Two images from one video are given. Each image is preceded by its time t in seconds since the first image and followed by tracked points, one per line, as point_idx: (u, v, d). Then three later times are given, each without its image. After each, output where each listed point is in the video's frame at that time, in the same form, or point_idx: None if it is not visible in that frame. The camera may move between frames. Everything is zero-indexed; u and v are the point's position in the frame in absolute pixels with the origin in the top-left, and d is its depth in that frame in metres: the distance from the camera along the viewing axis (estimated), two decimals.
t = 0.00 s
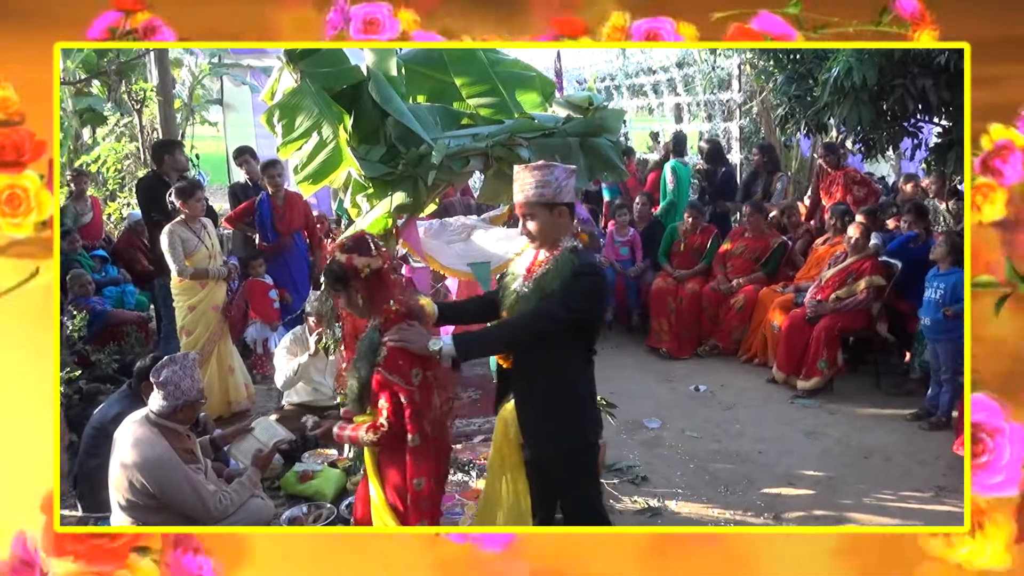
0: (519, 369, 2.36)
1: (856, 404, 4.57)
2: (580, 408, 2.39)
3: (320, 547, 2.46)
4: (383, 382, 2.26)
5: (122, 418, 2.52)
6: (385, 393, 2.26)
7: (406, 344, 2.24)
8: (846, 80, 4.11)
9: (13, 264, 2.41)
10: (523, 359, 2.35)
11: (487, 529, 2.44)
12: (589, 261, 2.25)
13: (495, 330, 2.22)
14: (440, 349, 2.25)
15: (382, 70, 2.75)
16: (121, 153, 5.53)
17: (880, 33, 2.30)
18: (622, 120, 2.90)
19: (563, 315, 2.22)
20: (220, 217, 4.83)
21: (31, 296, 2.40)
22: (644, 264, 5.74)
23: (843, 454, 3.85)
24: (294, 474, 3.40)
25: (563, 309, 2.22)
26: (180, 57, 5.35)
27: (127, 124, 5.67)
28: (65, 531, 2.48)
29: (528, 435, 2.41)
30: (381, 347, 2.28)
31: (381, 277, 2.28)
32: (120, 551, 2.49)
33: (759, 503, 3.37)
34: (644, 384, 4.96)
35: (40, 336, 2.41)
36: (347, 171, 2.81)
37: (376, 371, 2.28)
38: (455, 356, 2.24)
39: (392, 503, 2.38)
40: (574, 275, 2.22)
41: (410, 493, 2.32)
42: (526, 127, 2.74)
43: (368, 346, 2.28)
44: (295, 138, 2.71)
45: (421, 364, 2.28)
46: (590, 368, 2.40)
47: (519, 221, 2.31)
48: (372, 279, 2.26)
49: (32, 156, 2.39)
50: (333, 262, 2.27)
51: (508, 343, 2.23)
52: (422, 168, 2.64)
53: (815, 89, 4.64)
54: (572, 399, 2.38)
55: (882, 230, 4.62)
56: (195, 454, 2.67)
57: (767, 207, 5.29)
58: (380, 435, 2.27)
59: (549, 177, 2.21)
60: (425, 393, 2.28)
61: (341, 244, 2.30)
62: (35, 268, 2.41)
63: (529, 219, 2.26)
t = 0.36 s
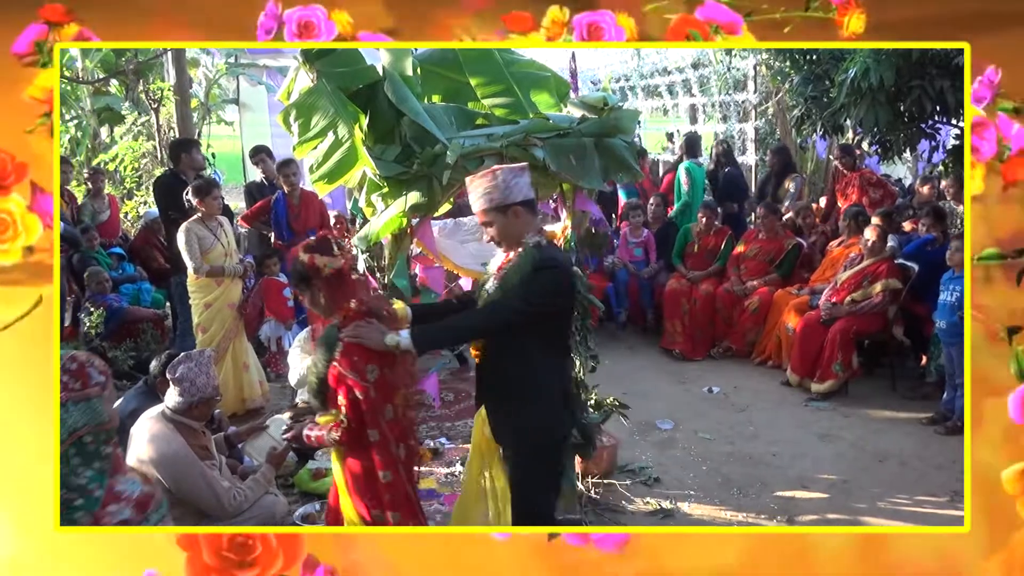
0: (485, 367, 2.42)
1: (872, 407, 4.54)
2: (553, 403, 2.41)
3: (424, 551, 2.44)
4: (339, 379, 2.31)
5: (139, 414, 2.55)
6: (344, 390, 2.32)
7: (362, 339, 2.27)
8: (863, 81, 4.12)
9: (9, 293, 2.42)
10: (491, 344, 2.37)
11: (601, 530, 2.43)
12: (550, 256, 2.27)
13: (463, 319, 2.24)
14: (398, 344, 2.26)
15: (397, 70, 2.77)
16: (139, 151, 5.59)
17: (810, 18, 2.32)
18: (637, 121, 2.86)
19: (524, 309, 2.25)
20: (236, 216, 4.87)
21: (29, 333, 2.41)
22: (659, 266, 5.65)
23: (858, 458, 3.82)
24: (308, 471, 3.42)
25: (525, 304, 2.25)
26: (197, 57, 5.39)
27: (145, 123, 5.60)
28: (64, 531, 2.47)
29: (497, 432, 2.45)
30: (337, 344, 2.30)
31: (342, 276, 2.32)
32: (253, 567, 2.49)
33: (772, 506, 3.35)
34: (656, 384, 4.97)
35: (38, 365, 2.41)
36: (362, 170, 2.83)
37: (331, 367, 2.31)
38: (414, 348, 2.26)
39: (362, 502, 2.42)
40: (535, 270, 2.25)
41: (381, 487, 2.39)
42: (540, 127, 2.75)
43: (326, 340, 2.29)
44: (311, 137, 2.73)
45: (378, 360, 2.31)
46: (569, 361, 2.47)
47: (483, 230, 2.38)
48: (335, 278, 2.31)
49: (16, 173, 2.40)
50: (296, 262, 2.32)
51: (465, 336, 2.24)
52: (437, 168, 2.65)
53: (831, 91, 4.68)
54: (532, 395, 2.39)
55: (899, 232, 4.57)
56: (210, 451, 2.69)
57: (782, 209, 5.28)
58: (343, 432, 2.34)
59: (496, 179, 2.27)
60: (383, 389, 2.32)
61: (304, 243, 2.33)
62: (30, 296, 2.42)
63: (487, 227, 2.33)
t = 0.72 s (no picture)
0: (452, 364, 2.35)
1: (885, 411, 4.51)
2: (522, 404, 2.31)
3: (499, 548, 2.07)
4: (303, 367, 2.25)
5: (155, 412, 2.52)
6: (308, 378, 2.26)
7: (326, 329, 2.22)
8: (879, 83, 4.07)
9: None
10: (460, 344, 2.31)
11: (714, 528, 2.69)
12: (515, 258, 2.21)
13: (432, 313, 2.16)
14: (358, 336, 2.18)
15: (411, 71, 2.76)
16: (154, 150, 5.64)
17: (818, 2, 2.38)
18: (649, 122, 2.85)
19: (487, 308, 2.19)
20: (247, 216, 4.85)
21: None
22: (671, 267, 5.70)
23: (870, 463, 3.80)
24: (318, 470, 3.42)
25: (488, 303, 2.18)
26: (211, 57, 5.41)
27: (159, 123, 5.67)
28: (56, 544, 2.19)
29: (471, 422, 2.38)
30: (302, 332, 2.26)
31: (309, 268, 2.24)
32: None
33: (784, 510, 3.33)
34: (666, 386, 4.97)
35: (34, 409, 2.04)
36: (375, 170, 2.84)
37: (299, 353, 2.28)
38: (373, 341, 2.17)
39: (308, 483, 2.35)
40: (495, 272, 2.19)
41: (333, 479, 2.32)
42: (553, 129, 2.76)
43: (292, 329, 2.28)
44: (325, 137, 2.76)
45: (342, 350, 2.25)
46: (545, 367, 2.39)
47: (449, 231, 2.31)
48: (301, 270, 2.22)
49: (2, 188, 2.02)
50: (267, 252, 2.27)
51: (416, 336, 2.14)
52: (449, 169, 2.64)
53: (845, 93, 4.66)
54: (501, 398, 2.31)
55: (914, 236, 4.60)
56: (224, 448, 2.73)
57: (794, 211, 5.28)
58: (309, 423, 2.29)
59: (462, 183, 2.20)
60: (345, 380, 2.26)
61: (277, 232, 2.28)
62: None
63: (453, 232, 2.25)
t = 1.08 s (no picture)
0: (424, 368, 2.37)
1: (897, 414, 4.49)
2: (485, 420, 2.33)
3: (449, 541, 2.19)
4: (274, 368, 2.25)
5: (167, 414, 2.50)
6: (278, 380, 2.26)
7: (297, 333, 2.23)
8: (893, 85, 4.08)
9: None
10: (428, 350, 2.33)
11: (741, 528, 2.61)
12: (485, 270, 2.19)
13: (396, 324, 2.19)
14: (328, 337, 2.23)
15: (423, 72, 2.74)
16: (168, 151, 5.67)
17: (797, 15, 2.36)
18: (661, 123, 2.85)
19: (445, 322, 2.19)
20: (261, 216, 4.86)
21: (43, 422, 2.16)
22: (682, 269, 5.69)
23: (882, 466, 3.78)
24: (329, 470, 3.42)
25: (448, 318, 2.19)
26: (224, 58, 5.44)
27: (173, 124, 5.68)
28: (64, 531, 2.17)
29: (431, 432, 2.38)
30: (274, 335, 2.27)
31: (284, 270, 2.25)
32: None
33: (794, 512, 3.32)
34: (676, 387, 4.97)
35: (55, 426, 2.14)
36: (387, 171, 2.86)
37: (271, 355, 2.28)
38: (342, 347, 2.20)
39: (282, 477, 2.39)
40: (465, 283, 2.19)
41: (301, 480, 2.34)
42: (564, 130, 2.75)
43: (265, 331, 2.30)
44: (336, 138, 2.75)
45: (313, 352, 2.25)
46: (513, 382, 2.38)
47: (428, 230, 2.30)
48: (275, 274, 2.24)
49: None
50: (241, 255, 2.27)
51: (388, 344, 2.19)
52: (460, 169, 2.62)
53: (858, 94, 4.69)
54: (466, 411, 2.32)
55: (928, 237, 4.50)
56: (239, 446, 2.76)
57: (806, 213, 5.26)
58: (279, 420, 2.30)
59: (450, 183, 2.21)
60: (315, 383, 2.26)
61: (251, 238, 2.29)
62: None
63: (433, 231, 2.25)
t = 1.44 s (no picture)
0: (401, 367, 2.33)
1: (908, 416, 4.47)
2: (457, 428, 2.29)
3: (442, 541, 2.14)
4: (245, 372, 2.20)
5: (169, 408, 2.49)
6: (247, 385, 2.22)
7: (272, 339, 2.16)
8: (904, 85, 4.06)
9: None
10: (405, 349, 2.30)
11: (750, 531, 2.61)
12: (454, 276, 2.17)
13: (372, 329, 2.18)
14: (303, 344, 2.18)
15: (433, 73, 2.73)
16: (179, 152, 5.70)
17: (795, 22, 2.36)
18: (671, 124, 2.84)
19: (416, 327, 2.17)
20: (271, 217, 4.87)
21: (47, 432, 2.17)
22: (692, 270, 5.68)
23: (893, 469, 3.76)
24: (338, 470, 3.42)
25: (419, 324, 2.17)
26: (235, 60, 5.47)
27: (185, 125, 5.63)
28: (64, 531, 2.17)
29: (406, 436, 2.36)
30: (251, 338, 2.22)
31: (266, 271, 2.16)
32: None
33: (804, 515, 3.31)
34: (686, 389, 4.96)
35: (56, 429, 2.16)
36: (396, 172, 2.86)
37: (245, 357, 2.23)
38: (314, 353, 2.18)
39: (255, 485, 2.33)
40: (434, 290, 2.17)
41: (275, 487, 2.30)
42: (574, 131, 2.73)
43: (241, 335, 2.23)
44: (346, 140, 2.80)
45: (287, 360, 2.19)
46: (494, 389, 2.37)
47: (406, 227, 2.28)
48: (258, 276, 2.15)
49: (9, 256, 2.14)
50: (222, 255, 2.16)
51: (364, 348, 2.18)
52: (470, 170, 2.62)
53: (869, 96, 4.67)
54: (439, 418, 2.30)
55: (938, 240, 4.54)
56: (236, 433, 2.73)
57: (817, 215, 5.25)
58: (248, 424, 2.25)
59: (435, 183, 2.20)
60: (285, 389, 2.21)
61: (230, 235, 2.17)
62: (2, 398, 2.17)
63: (412, 229, 2.22)
